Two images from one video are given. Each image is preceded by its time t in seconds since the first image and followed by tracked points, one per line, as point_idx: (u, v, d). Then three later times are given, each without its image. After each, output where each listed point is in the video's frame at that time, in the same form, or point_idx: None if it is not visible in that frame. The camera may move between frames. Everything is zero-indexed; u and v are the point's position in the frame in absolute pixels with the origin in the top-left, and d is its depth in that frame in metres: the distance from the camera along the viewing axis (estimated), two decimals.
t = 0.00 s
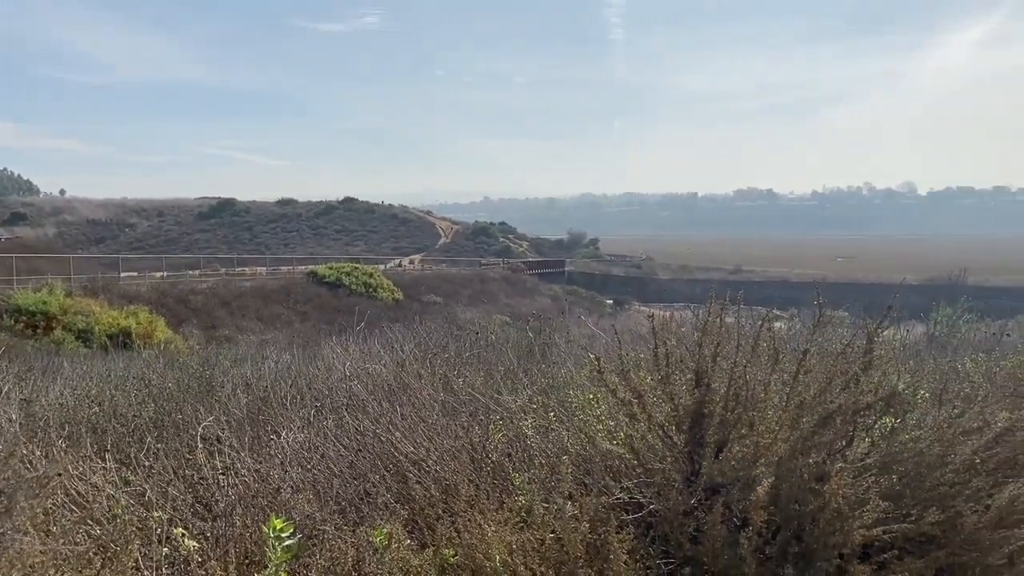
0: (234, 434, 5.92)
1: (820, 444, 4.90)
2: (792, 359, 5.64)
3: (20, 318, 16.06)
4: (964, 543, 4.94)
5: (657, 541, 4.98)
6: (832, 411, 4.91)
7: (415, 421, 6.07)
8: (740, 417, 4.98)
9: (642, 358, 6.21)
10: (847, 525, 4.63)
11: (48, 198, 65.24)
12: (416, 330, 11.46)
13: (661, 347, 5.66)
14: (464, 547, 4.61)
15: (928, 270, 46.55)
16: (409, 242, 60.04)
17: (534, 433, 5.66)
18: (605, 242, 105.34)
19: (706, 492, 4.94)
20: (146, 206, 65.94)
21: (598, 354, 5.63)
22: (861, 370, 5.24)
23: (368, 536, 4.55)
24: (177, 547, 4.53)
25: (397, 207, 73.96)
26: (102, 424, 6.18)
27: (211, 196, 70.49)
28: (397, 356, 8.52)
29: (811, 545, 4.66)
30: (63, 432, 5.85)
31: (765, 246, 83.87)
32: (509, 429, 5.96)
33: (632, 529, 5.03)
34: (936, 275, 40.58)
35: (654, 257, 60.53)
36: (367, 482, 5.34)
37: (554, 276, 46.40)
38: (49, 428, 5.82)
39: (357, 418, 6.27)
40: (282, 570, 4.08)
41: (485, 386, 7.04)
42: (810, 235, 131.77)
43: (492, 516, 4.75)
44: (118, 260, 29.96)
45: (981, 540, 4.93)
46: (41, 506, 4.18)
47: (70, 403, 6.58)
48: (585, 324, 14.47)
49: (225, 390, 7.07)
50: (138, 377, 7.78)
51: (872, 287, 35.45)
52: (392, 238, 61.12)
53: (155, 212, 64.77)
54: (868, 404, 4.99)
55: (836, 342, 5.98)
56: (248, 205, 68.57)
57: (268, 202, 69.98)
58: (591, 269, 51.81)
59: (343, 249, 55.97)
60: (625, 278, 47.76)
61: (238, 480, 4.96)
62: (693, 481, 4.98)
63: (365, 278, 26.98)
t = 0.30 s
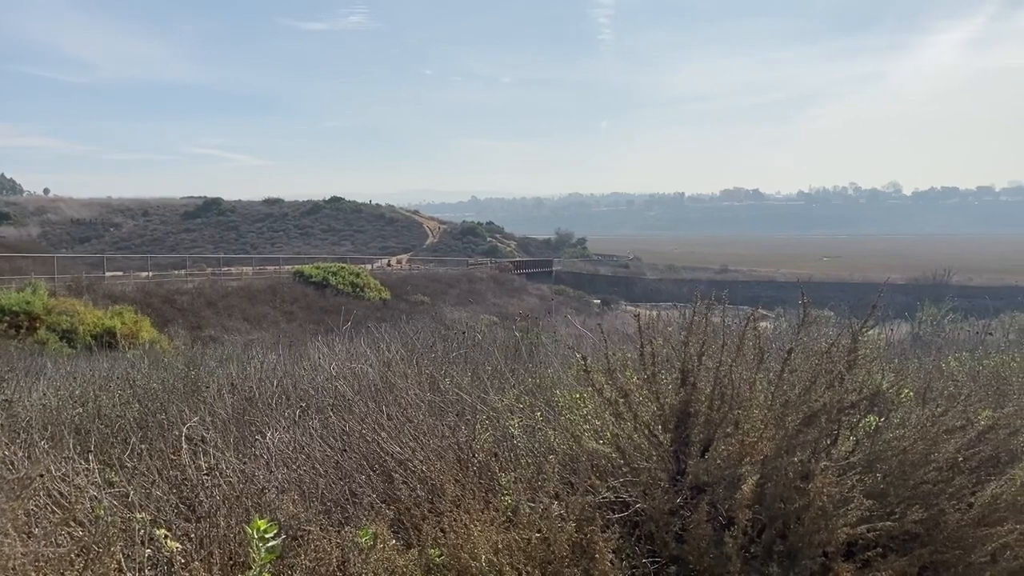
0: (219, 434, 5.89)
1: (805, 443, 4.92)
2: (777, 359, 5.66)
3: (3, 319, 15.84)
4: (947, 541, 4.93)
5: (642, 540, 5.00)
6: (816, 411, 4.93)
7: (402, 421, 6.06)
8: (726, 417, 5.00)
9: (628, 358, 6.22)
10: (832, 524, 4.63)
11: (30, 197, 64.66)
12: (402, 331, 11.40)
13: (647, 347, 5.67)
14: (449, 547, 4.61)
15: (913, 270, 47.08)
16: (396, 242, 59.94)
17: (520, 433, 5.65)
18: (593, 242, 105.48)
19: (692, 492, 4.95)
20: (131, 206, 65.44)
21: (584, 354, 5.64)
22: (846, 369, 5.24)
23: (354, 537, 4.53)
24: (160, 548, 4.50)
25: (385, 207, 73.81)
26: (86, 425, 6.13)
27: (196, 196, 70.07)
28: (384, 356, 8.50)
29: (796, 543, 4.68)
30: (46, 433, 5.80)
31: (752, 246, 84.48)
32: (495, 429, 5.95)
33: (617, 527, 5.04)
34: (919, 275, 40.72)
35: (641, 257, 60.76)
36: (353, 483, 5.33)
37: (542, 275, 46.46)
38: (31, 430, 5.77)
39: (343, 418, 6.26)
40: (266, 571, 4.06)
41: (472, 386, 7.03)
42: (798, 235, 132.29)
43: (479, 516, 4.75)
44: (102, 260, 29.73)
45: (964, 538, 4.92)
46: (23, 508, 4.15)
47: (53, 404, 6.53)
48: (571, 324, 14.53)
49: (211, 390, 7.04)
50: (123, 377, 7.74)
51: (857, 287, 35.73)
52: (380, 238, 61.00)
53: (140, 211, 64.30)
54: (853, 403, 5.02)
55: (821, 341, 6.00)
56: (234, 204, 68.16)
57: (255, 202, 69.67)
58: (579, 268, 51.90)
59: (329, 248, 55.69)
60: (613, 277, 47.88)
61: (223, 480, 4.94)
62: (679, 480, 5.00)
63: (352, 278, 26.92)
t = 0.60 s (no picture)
0: (204, 434, 5.86)
1: (790, 441, 4.95)
2: (763, 357, 5.67)
3: None
4: (930, 539, 4.94)
5: (628, 540, 5.01)
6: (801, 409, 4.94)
7: (388, 421, 6.04)
8: (711, 416, 5.02)
9: (614, 357, 6.22)
10: (817, 522, 4.62)
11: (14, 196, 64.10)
12: (389, 331, 11.34)
13: (632, 346, 5.68)
14: (434, 547, 4.60)
15: (898, 270, 47.56)
16: (383, 242, 59.80)
17: (506, 433, 5.65)
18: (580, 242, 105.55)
19: (677, 491, 4.96)
20: (116, 206, 65.00)
21: (570, 354, 5.64)
22: (831, 367, 5.26)
23: (338, 537, 4.51)
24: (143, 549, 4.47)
25: (373, 207, 73.65)
26: (69, 425, 6.09)
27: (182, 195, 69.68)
28: (370, 355, 8.49)
29: (781, 541, 4.70)
30: (28, 434, 5.75)
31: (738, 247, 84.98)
32: (482, 429, 5.94)
33: (602, 526, 5.05)
34: (904, 275, 40.89)
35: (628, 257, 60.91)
36: (338, 483, 5.31)
37: (531, 275, 46.47)
38: (13, 431, 5.73)
39: (329, 418, 6.23)
40: (249, 571, 4.05)
41: (459, 386, 7.03)
42: (786, 235, 132.81)
43: (465, 515, 4.75)
44: (87, 260, 29.52)
45: (947, 535, 4.93)
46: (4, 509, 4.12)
47: (37, 405, 6.49)
48: (558, 324, 14.57)
49: (196, 391, 7.00)
50: (107, 378, 7.70)
51: (843, 287, 35.95)
52: (367, 237, 60.84)
53: (125, 211, 63.85)
54: (837, 402, 5.04)
55: (806, 340, 6.01)
56: (220, 204, 67.82)
57: (242, 202, 69.36)
58: (567, 267, 51.96)
59: (317, 249, 55.42)
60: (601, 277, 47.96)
61: (207, 481, 4.92)
62: (664, 478, 5.03)
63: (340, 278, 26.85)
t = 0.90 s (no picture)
0: (188, 435, 5.83)
1: (775, 441, 4.97)
2: (748, 357, 5.68)
3: None
4: (915, 538, 4.97)
5: (614, 540, 5.02)
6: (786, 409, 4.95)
7: (374, 422, 6.02)
8: (697, 416, 5.03)
9: (600, 358, 6.22)
10: (802, 521, 4.64)
11: None
12: (376, 331, 11.30)
13: (619, 346, 5.69)
14: (420, 548, 4.58)
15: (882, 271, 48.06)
16: (370, 242, 59.67)
17: (492, 433, 5.65)
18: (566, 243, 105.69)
19: (664, 491, 4.97)
20: (100, 206, 64.51)
21: (556, 354, 5.64)
22: (816, 368, 5.27)
23: (323, 538, 4.49)
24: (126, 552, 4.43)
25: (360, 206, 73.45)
26: (52, 427, 6.04)
27: (167, 195, 69.25)
28: (357, 356, 8.46)
29: (766, 540, 4.71)
30: (10, 436, 5.70)
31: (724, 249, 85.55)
32: (468, 429, 5.94)
33: (588, 527, 5.06)
34: (888, 276, 41.19)
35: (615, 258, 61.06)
36: (324, 484, 5.29)
37: (518, 275, 46.49)
38: None
39: (315, 419, 6.21)
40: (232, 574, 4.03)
41: (445, 387, 7.03)
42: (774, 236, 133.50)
43: (450, 516, 4.74)
44: (70, 260, 29.29)
45: (931, 534, 4.96)
46: None
47: (19, 406, 6.43)
48: (543, 324, 14.61)
49: (181, 392, 6.96)
50: (92, 379, 7.65)
51: (828, 287, 36.18)
52: (354, 237, 60.71)
53: (110, 210, 63.41)
54: (822, 402, 5.07)
55: (792, 339, 6.03)
56: (206, 204, 67.49)
57: (228, 202, 69.04)
58: (555, 267, 52.02)
59: (303, 249, 55.23)
60: (588, 277, 48.04)
61: (191, 482, 4.89)
62: (651, 478, 5.03)
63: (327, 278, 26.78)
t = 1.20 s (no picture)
0: (173, 437, 5.80)
1: (760, 440, 4.98)
2: (734, 357, 5.71)
3: None
4: (898, 537, 5.00)
5: (601, 540, 5.02)
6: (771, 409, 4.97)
7: (360, 423, 6.01)
8: (683, 416, 5.05)
9: (586, 359, 6.23)
10: (787, 521, 4.65)
11: None
12: (363, 332, 11.28)
13: (605, 347, 5.70)
14: (405, 550, 4.58)
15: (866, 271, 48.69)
16: (357, 242, 59.56)
17: (479, 434, 5.65)
18: (554, 243, 105.82)
19: (650, 491, 4.99)
20: (84, 206, 64.05)
21: (543, 355, 5.65)
22: (800, 367, 5.30)
23: (307, 541, 4.48)
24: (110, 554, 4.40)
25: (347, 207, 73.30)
26: (34, 429, 5.99)
27: (152, 196, 68.84)
28: (343, 357, 8.44)
29: (751, 540, 4.73)
30: None
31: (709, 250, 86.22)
32: (455, 430, 5.94)
33: (574, 528, 5.07)
34: (872, 276, 41.61)
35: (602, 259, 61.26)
36: (309, 485, 5.29)
37: (506, 275, 46.53)
38: None
39: (300, 421, 6.19)
40: None
41: (431, 387, 7.03)
42: (762, 236, 134.20)
43: (435, 518, 4.73)
44: (54, 260, 29.06)
45: (914, 534, 4.99)
46: None
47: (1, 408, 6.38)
48: (528, 324, 14.66)
49: (165, 394, 6.92)
50: (75, 381, 7.58)
51: (814, 287, 36.45)
52: (341, 238, 60.59)
53: (94, 211, 62.98)
54: (806, 402, 5.10)
55: (777, 339, 6.06)
56: (192, 204, 67.15)
57: (214, 202, 68.72)
58: (542, 267, 52.11)
59: (289, 249, 55.05)
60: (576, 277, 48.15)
61: (175, 485, 4.86)
62: (636, 478, 5.05)
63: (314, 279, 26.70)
